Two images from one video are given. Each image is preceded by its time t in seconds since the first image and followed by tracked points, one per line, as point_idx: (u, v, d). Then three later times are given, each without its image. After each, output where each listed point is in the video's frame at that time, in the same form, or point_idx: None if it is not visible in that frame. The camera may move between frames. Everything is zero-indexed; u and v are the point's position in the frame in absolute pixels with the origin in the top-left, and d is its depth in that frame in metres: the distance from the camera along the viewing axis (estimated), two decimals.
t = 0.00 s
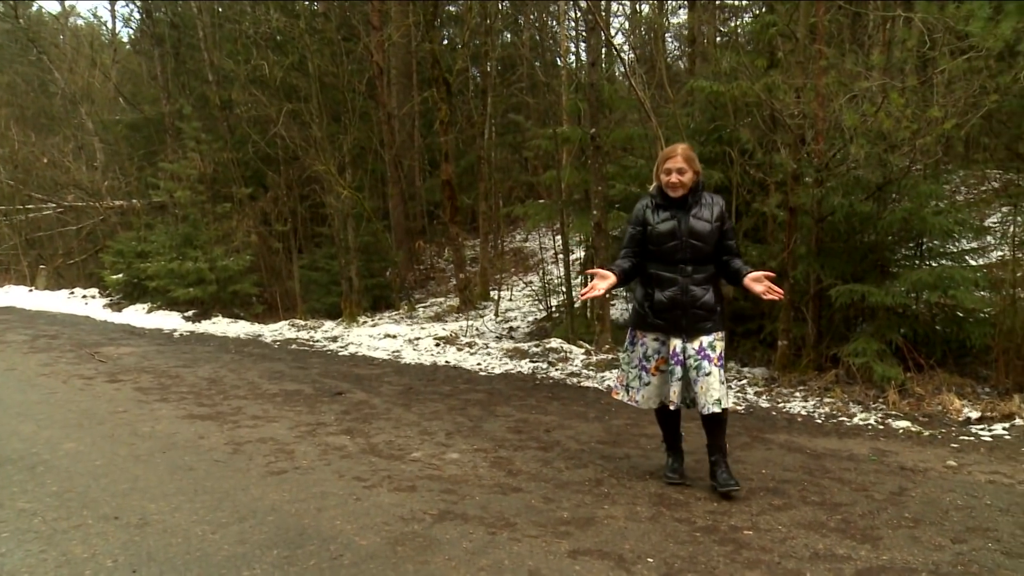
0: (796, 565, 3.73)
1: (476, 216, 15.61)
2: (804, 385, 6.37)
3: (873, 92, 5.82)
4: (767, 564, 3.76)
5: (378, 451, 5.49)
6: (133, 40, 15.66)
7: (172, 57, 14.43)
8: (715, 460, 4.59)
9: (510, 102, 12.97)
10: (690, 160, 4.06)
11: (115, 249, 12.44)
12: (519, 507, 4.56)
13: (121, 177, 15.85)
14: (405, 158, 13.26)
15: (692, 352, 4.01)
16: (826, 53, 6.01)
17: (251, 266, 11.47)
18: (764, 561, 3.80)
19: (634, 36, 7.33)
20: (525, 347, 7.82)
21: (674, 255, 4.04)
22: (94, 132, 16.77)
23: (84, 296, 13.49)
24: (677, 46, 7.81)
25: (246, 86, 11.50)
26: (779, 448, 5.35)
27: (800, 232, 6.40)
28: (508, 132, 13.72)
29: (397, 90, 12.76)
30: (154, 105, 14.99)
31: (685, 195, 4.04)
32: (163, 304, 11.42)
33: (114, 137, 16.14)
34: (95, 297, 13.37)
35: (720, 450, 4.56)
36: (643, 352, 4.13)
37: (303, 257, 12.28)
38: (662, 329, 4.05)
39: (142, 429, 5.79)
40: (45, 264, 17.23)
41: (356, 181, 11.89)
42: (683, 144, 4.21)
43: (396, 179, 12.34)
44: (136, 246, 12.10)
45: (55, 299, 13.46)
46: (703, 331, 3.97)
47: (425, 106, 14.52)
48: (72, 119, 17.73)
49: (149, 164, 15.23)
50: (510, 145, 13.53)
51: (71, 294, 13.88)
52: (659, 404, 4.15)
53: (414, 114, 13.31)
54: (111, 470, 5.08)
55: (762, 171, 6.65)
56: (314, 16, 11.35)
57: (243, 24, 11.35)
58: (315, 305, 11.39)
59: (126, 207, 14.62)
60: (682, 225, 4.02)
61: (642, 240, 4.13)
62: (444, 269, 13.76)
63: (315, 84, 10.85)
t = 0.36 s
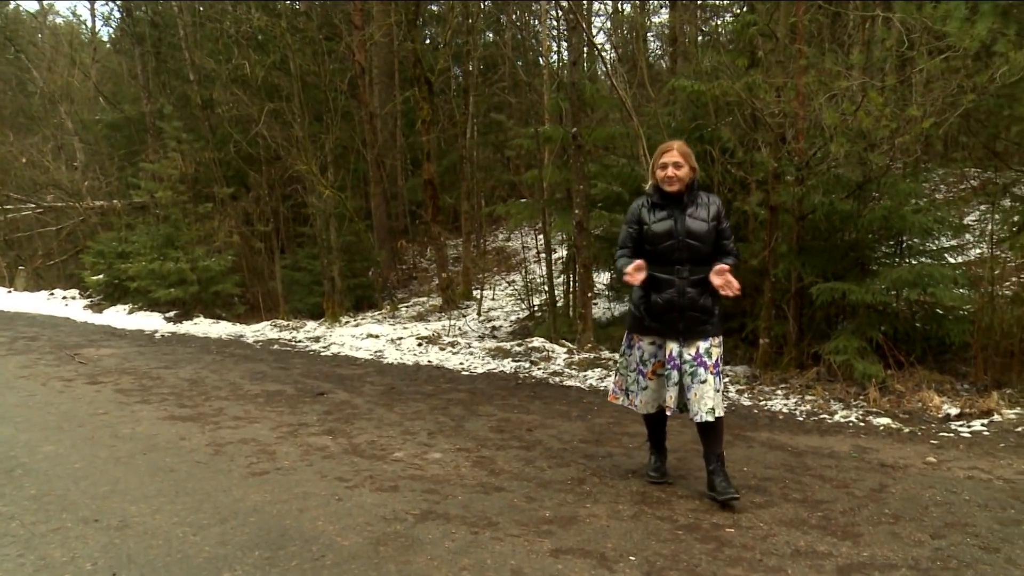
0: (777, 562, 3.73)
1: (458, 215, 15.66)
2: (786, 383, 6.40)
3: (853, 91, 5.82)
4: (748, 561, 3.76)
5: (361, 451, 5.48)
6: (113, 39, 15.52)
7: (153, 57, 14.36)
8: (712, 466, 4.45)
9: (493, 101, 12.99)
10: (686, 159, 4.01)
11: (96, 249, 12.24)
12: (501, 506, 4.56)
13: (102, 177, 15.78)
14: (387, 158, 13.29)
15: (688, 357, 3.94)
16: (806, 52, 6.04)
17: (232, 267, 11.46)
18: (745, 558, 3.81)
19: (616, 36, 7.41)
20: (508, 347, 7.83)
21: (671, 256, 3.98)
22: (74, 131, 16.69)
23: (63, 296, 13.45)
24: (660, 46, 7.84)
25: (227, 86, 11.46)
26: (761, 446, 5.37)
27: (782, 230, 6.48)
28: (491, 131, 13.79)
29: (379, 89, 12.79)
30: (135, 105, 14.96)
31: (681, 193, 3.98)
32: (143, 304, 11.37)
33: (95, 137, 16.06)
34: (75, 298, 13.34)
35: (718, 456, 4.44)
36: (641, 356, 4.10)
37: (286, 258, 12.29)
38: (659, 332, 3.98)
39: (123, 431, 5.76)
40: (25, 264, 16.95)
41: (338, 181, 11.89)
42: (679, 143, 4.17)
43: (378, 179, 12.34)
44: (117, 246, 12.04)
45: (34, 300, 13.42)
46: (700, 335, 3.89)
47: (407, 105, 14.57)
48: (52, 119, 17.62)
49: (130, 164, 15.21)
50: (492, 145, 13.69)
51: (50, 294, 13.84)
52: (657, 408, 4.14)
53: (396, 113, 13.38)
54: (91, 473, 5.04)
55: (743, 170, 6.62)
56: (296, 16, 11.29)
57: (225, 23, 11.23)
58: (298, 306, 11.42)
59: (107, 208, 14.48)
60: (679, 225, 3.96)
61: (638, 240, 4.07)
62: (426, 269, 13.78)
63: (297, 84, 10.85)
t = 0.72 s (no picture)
0: (760, 564, 3.71)
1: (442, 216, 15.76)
2: (769, 385, 6.44)
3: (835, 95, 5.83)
4: (730, 563, 3.74)
5: (344, 453, 5.46)
6: (97, 38, 15.45)
7: (136, 56, 14.36)
8: (698, 477, 4.43)
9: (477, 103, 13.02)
10: (697, 155, 3.82)
11: (78, 250, 12.48)
12: (484, 508, 4.54)
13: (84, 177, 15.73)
14: (371, 159, 13.36)
15: (701, 362, 3.73)
16: (789, 56, 6.07)
17: (215, 268, 11.57)
18: (727, 560, 3.79)
19: (600, 38, 7.38)
20: (491, 348, 7.85)
21: (683, 255, 3.75)
22: (55, 131, 16.63)
23: (45, 297, 13.59)
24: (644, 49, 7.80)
25: (211, 87, 11.46)
26: (744, 448, 5.38)
27: (765, 232, 6.48)
28: (475, 133, 13.91)
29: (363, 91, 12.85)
30: (117, 104, 14.97)
31: (694, 190, 3.77)
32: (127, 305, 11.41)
33: (77, 137, 16.03)
34: (55, 298, 13.48)
35: (706, 466, 4.42)
36: (651, 362, 3.82)
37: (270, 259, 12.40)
38: (673, 334, 3.73)
39: (105, 433, 5.72)
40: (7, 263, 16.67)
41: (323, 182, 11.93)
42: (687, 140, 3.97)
43: (362, 180, 12.37)
44: (99, 248, 12.14)
45: (16, 300, 13.56)
46: (714, 337, 3.68)
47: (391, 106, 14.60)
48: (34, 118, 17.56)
49: (112, 164, 15.25)
50: (477, 147, 13.95)
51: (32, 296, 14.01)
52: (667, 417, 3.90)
53: (380, 115, 13.57)
54: (72, 475, 4.99)
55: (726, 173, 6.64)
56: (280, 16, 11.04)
57: (209, 23, 11.19)
58: (281, 307, 11.46)
59: (89, 208, 14.32)
60: (692, 223, 3.74)
61: (649, 240, 3.83)
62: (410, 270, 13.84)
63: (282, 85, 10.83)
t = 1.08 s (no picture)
0: (747, 566, 3.68)
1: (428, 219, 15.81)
2: (756, 387, 6.46)
3: (820, 98, 5.85)
4: (717, 565, 3.71)
5: (330, 457, 5.44)
6: (81, 41, 15.39)
7: (121, 59, 14.35)
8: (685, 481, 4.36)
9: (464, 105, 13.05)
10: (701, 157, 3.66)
11: (61, 254, 12.49)
12: (471, 511, 4.51)
13: (68, 180, 15.71)
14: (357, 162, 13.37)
15: (714, 369, 3.51)
16: (774, 59, 6.11)
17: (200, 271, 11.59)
18: (714, 562, 3.75)
19: (586, 41, 7.29)
20: (477, 351, 7.86)
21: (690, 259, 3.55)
22: (40, 134, 16.61)
23: (29, 302, 13.64)
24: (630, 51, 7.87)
25: (197, 90, 11.47)
26: (730, 450, 5.38)
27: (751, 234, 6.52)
28: (461, 136, 13.97)
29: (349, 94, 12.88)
30: (102, 107, 14.97)
31: (699, 193, 3.60)
32: (111, 310, 11.38)
33: (61, 140, 16.01)
34: (39, 303, 13.56)
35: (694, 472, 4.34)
36: (661, 369, 3.53)
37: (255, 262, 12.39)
38: (682, 342, 3.49)
39: (89, 438, 5.68)
40: None
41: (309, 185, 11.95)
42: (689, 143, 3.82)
43: (348, 183, 12.40)
44: (83, 251, 12.17)
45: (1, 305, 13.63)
46: (724, 343, 3.48)
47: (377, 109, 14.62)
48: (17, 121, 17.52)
49: (97, 167, 15.24)
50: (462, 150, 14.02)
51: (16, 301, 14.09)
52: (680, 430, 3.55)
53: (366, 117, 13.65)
54: (56, 480, 4.94)
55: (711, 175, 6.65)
56: (265, 19, 11.02)
57: (194, 27, 11.20)
58: (267, 310, 11.43)
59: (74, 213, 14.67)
60: (699, 227, 3.56)
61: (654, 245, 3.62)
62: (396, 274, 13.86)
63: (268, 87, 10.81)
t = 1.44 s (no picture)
0: (731, 565, 3.68)
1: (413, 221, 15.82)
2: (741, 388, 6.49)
3: (804, 99, 5.88)
4: (701, 565, 3.70)
5: (315, 459, 5.43)
6: (63, 42, 15.31)
7: (104, 60, 14.32)
8: (670, 481, 4.45)
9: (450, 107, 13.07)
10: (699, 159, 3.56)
11: (45, 255, 12.45)
12: (456, 512, 4.50)
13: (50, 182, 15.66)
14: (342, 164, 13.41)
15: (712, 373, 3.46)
16: (759, 61, 6.14)
17: (185, 273, 11.55)
18: (699, 563, 3.75)
19: (572, 43, 7.31)
20: (463, 352, 7.86)
21: (689, 264, 3.46)
22: (22, 135, 16.54)
23: (12, 305, 13.58)
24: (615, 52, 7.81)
25: (182, 90, 11.47)
26: (715, 450, 5.39)
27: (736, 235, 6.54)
28: (447, 137, 14.00)
29: (334, 95, 12.89)
30: (85, 108, 14.95)
31: (699, 197, 3.50)
32: (95, 312, 11.33)
33: (44, 141, 15.95)
34: (23, 305, 13.53)
35: (679, 473, 4.43)
36: (664, 370, 3.45)
37: (240, 264, 12.35)
38: (681, 348, 3.41)
39: (72, 441, 5.66)
40: None
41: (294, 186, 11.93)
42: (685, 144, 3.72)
43: (333, 185, 12.39)
44: (67, 253, 12.14)
45: None
46: (723, 348, 3.43)
47: (363, 111, 14.63)
48: None
49: (80, 169, 15.20)
50: (448, 151, 14.06)
51: None
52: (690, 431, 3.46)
53: (352, 119, 13.71)
54: (38, 483, 4.91)
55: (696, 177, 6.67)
56: (250, 19, 10.93)
57: (179, 28, 11.20)
58: (253, 312, 11.41)
59: (58, 214, 14.65)
60: (699, 230, 3.46)
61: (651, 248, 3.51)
62: (382, 275, 13.86)
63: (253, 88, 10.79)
